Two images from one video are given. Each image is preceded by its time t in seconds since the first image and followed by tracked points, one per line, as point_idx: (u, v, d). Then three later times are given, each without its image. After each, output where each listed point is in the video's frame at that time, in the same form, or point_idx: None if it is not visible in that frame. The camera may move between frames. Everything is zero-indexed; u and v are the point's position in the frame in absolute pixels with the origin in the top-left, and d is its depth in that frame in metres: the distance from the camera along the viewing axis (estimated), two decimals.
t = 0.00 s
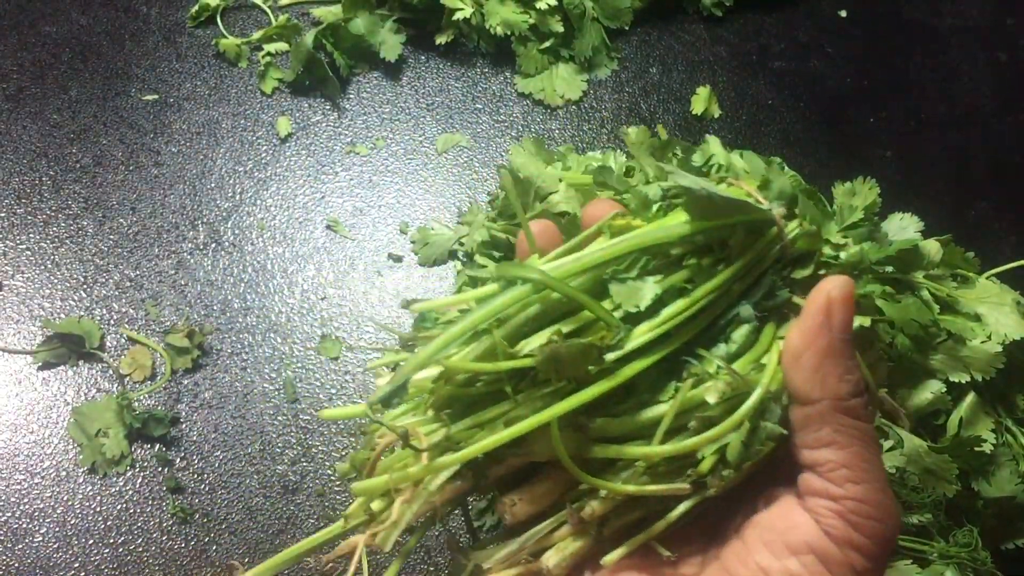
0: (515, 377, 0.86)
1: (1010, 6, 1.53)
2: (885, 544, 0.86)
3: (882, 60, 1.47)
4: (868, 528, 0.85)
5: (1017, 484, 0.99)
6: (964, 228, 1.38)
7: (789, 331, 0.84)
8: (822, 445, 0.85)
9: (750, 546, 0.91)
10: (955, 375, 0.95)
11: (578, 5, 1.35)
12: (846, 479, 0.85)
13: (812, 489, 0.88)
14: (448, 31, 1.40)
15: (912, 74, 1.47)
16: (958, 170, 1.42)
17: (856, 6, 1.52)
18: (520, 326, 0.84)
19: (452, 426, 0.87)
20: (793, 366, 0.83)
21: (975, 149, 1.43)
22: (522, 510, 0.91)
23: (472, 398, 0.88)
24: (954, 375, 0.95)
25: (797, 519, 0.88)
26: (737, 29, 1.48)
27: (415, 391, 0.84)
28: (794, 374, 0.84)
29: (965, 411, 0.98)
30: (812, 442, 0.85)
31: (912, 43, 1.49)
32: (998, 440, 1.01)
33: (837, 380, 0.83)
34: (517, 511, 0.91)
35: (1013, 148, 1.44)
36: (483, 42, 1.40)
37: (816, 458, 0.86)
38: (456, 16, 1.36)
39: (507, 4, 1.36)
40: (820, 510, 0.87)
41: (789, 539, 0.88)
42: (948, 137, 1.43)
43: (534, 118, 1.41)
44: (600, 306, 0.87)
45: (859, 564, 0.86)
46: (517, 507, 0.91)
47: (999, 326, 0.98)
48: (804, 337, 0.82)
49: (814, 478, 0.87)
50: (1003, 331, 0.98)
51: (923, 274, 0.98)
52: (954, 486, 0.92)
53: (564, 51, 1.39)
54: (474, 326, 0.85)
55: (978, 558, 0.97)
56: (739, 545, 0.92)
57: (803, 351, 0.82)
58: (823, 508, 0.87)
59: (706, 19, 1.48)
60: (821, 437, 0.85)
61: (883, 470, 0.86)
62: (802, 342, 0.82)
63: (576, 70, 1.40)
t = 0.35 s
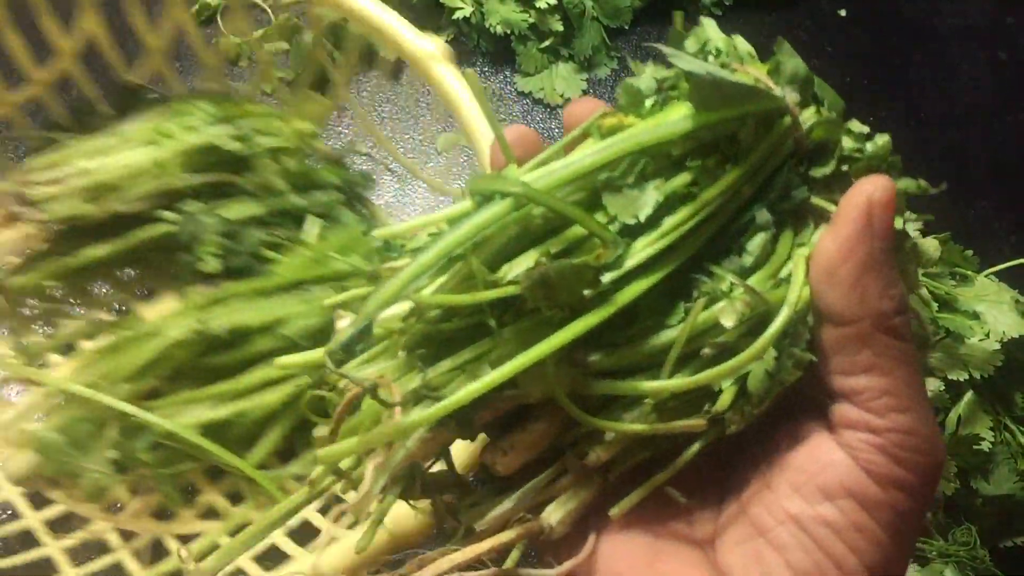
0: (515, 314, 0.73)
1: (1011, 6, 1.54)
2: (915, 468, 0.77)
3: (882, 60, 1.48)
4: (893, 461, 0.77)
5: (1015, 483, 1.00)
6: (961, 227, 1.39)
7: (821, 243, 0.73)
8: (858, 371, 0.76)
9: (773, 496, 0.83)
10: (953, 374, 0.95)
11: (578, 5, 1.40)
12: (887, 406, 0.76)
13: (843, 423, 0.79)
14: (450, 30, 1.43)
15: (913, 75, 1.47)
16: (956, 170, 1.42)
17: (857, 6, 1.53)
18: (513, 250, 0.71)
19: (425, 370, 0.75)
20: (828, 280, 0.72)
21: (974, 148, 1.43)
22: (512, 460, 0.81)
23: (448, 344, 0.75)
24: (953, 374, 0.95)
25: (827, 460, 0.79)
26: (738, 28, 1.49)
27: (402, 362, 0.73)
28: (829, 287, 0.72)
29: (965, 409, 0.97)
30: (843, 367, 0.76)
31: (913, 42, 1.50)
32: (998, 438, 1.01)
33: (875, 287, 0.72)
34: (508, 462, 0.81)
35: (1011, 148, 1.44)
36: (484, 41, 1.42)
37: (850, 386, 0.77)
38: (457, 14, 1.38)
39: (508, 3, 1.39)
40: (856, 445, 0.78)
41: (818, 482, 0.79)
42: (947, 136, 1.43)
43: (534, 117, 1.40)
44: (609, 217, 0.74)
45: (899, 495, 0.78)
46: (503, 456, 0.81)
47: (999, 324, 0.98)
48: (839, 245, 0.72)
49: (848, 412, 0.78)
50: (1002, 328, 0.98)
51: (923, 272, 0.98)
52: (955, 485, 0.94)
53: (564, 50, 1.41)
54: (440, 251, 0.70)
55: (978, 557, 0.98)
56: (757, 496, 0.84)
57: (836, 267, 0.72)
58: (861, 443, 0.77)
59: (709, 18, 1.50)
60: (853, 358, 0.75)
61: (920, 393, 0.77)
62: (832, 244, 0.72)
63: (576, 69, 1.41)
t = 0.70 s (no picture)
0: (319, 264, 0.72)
1: (1012, 5, 1.47)
2: (667, 406, 0.71)
3: (879, 64, 1.40)
4: (630, 391, 0.71)
5: None
6: (970, 220, 1.27)
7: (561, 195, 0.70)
8: (615, 290, 0.70)
9: (553, 420, 0.77)
10: (971, 364, 0.96)
11: (579, 3, 1.38)
12: (633, 327, 0.70)
13: (603, 351, 0.73)
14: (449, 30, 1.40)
15: (914, 79, 1.39)
16: (958, 167, 1.32)
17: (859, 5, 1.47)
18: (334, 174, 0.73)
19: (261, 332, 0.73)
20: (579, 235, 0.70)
21: (980, 147, 1.33)
22: (304, 412, 0.69)
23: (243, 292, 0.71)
24: (969, 362, 0.96)
25: (598, 382, 0.73)
26: (739, 29, 1.44)
27: (122, 313, 0.73)
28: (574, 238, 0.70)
29: (981, 400, 0.98)
30: (622, 285, 0.70)
31: (913, 41, 1.43)
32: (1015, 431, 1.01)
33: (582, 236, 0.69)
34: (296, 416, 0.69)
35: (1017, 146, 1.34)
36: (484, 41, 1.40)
37: (617, 312, 0.71)
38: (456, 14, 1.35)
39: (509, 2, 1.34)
40: (619, 372, 0.71)
41: (588, 406, 0.73)
42: (948, 136, 1.34)
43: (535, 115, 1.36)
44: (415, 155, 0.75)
45: (660, 416, 0.71)
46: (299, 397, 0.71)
47: (1015, 314, 0.98)
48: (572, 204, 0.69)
49: (606, 335, 0.72)
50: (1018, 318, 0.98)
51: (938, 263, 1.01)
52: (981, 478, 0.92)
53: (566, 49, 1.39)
54: (198, 223, 0.74)
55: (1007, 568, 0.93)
56: (548, 419, 0.78)
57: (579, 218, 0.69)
58: (619, 368, 0.71)
59: (707, 18, 1.45)
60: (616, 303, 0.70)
61: (664, 310, 0.71)
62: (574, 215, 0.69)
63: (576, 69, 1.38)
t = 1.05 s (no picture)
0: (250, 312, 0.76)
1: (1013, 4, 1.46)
2: (598, 423, 0.73)
3: (879, 63, 1.40)
4: (564, 402, 0.73)
5: None
6: (970, 220, 1.28)
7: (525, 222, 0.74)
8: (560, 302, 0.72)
9: (490, 430, 0.78)
10: (967, 362, 0.96)
11: (577, 2, 1.37)
12: (572, 340, 0.73)
13: (542, 361, 0.75)
14: (448, 29, 1.39)
15: (913, 78, 1.39)
16: (958, 168, 1.32)
17: (859, 4, 1.46)
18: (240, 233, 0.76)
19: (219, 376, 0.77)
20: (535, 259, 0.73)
21: (978, 146, 1.34)
22: (247, 455, 0.76)
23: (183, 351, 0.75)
24: (965, 361, 0.96)
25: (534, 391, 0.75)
26: (738, 29, 1.44)
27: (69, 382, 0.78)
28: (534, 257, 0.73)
29: (976, 399, 0.97)
30: (565, 297, 0.72)
31: (913, 41, 1.42)
32: (1011, 428, 1.01)
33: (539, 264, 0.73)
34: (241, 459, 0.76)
35: (1017, 146, 1.34)
36: (483, 40, 1.39)
37: (560, 323, 0.73)
38: (455, 13, 1.35)
39: (509, 2, 1.34)
40: (556, 385, 0.73)
41: (522, 414, 0.75)
42: (948, 136, 1.34)
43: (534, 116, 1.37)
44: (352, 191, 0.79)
45: (592, 428, 0.73)
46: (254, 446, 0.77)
47: (1011, 312, 0.99)
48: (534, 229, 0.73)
49: (548, 346, 0.75)
50: (1015, 316, 0.98)
51: (935, 262, 1.00)
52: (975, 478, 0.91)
53: (565, 49, 1.38)
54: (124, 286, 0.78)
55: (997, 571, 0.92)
56: (489, 427, 0.79)
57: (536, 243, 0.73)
58: (556, 380, 0.73)
59: (706, 17, 1.45)
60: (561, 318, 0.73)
61: (605, 327, 0.73)
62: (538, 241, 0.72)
63: (576, 68, 1.38)
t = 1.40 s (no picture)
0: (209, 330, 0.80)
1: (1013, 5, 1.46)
2: (551, 445, 0.67)
3: (879, 63, 1.40)
4: (503, 433, 0.66)
5: None
6: (971, 219, 1.27)
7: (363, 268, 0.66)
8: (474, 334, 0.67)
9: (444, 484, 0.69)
10: (967, 362, 0.96)
11: (577, 3, 1.38)
12: (498, 369, 0.66)
13: (472, 398, 0.68)
14: (448, 30, 1.39)
15: (913, 78, 1.39)
16: (958, 167, 1.32)
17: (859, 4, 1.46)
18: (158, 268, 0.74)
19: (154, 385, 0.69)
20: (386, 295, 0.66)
21: (978, 145, 1.34)
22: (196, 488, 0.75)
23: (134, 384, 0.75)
24: (966, 361, 0.96)
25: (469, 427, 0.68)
26: (737, 29, 1.44)
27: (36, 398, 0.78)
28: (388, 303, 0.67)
29: (977, 398, 0.97)
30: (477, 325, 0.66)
31: (913, 41, 1.42)
32: (1012, 428, 1.01)
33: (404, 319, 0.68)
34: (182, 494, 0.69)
35: (1017, 145, 1.34)
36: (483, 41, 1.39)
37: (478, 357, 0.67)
38: (455, 13, 1.35)
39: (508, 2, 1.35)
40: (491, 422, 0.66)
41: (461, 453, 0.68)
42: (948, 136, 1.34)
43: (534, 116, 1.36)
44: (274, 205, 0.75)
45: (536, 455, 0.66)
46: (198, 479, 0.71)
47: (1012, 311, 0.99)
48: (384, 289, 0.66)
49: (476, 382, 0.68)
50: (1015, 315, 0.98)
51: (935, 261, 1.00)
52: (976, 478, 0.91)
53: (564, 49, 1.40)
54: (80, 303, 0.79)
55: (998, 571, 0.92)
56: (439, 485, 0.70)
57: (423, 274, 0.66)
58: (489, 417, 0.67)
59: (706, 17, 1.45)
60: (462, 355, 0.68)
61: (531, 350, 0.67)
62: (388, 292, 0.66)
63: (575, 68, 1.38)
